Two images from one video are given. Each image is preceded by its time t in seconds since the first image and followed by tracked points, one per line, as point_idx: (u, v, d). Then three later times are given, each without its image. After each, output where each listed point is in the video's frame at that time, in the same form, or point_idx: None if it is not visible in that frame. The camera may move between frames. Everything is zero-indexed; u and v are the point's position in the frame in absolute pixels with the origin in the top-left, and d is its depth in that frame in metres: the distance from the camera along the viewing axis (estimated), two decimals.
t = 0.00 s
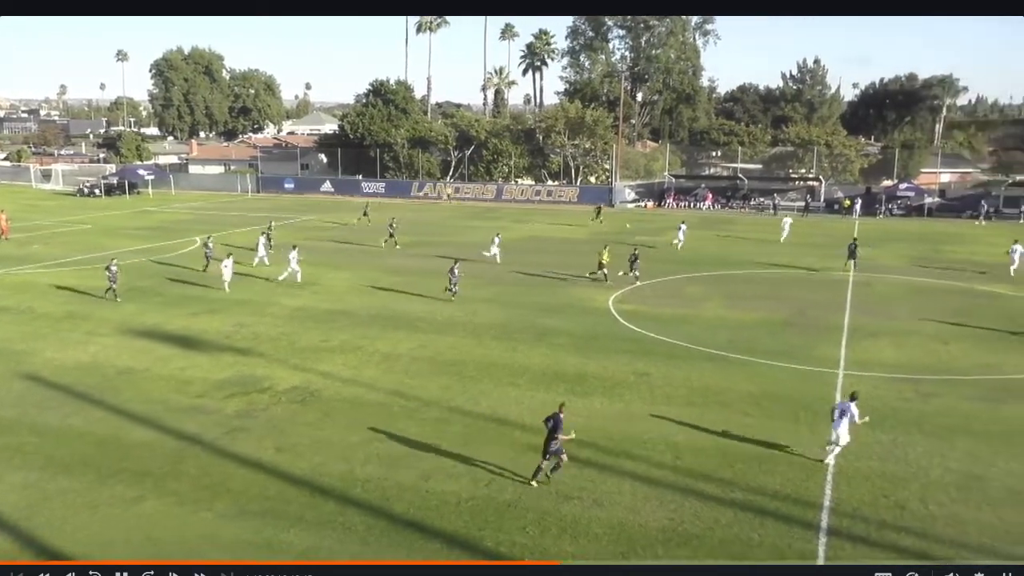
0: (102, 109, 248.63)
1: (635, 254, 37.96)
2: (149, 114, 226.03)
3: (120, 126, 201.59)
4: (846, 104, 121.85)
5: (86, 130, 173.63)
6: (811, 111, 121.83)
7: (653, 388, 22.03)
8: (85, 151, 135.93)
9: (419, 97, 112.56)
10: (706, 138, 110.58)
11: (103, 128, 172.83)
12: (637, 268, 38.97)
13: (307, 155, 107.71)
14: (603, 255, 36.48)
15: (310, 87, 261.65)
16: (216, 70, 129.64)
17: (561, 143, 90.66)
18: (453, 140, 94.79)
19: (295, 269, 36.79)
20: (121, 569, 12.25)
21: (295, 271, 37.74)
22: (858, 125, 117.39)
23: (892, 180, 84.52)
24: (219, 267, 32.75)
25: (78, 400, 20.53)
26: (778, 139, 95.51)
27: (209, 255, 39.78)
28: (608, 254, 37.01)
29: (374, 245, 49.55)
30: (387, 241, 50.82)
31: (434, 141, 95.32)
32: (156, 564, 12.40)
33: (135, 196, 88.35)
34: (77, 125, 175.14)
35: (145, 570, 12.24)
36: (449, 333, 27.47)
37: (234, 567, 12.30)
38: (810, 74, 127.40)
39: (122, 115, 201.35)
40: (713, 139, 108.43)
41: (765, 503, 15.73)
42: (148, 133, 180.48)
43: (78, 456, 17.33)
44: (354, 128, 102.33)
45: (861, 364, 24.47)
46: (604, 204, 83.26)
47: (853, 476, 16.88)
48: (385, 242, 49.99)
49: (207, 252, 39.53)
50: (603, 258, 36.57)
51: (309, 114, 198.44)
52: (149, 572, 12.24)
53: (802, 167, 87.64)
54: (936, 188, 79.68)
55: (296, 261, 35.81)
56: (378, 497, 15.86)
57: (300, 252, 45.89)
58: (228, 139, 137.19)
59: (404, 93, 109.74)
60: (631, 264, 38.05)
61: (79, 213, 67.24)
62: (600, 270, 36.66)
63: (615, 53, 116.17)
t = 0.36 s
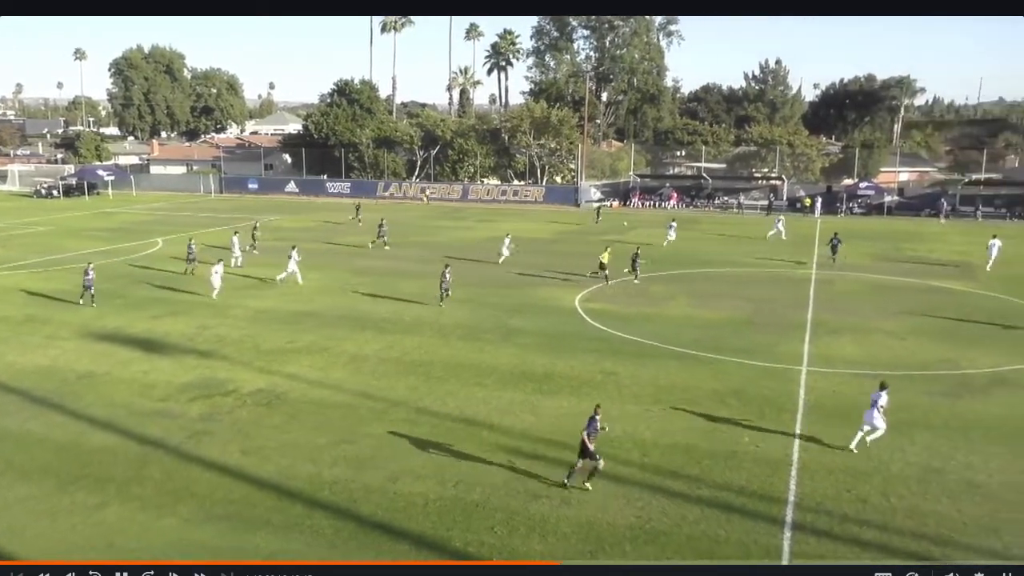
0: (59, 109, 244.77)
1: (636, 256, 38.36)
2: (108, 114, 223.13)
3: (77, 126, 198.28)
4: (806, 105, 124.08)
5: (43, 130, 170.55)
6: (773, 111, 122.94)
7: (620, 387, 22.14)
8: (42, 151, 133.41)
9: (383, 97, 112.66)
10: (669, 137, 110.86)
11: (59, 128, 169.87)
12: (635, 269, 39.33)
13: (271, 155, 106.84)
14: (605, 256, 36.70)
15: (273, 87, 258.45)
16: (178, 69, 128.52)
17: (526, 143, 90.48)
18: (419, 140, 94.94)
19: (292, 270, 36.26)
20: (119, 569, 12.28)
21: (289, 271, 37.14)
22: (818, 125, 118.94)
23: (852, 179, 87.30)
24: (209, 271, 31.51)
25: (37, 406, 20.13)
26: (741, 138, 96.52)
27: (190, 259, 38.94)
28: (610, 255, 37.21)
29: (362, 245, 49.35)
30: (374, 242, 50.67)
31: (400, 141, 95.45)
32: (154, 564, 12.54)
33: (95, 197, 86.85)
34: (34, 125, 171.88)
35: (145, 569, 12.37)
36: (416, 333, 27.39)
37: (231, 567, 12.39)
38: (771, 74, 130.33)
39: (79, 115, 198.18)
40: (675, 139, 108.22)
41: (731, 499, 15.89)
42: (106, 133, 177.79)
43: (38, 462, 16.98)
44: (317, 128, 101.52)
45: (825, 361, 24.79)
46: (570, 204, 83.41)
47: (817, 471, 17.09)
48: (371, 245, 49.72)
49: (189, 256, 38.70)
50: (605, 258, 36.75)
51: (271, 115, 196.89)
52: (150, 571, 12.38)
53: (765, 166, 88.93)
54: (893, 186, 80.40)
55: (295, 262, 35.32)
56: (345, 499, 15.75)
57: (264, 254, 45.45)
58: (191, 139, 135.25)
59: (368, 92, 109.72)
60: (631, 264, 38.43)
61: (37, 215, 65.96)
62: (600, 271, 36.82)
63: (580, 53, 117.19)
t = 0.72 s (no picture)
0: (21, 109, 240.31)
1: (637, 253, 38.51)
2: (72, 114, 220.17)
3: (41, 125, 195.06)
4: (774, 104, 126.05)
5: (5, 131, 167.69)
6: (742, 111, 125.24)
7: (592, 386, 22.23)
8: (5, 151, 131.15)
9: (353, 97, 112.40)
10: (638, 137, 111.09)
11: (22, 129, 167.17)
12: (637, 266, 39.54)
13: (240, 155, 105.95)
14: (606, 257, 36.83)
15: (242, 87, 256.01)
16: (144, 68, 126.48)
17: (497, 142, 90.54)
18: (390, 140, 94.50)
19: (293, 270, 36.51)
20: (121, 570, 12.22)
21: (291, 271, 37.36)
22: (785, 125, 120.06)
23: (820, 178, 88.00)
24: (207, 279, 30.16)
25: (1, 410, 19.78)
26: (712, 139, 97.58)
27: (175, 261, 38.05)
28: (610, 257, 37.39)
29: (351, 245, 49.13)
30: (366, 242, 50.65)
31: (370, 141, 94.88)
32: (155, 565, 12.44)
33: (62, 198, 85.42)
34: None
35: (145, 570, 12.25)
36: (388, 334, 27.27)
37: (233, 567, 12.21)
38: (741, 74, 130.79)
39: (43, 115, 195.43)
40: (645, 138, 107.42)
41: (703, 496, 16.00)
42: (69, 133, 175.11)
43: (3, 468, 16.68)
44: (287, 128, 101.33)
45: (794, 359, 25.04)
46: (542, 203, 83.70)
47: (786, 467, 17.29)
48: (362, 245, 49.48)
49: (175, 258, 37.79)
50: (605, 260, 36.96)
51: (239, 115, 195.04)
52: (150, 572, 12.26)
53: (735, 166, 89.81)
54: (860, 184, 80.46)
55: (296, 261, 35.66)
56: (318, 501, 15.66)
57: (234, 255, 45.01)
58: (158, 139, 133.44)
59: (338, 92, 108.87)
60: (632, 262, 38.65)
61: None
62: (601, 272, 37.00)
63: (550, 53, 116.92)
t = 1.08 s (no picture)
0: None
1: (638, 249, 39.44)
2: (23, 113, 215.15)
3: None
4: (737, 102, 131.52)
5: None
6: (702, 111, 125.97)
7: (556, 385, 22.33)
8: None
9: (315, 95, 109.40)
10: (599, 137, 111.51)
11: None
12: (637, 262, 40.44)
13: (199, 155, 104.76)
14: (608, 253, 37.61)
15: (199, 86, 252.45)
16: (99, 66, 124.09)
17: (460, 142, 90.09)
18: (351, 140, 93.95)
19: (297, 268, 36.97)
20: (121, 570, 12.54)
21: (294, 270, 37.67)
22: (746, 125, 126.82)
23: (779, 177, 90.58)
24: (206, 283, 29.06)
25: None
26: (672, 139, 98.69)
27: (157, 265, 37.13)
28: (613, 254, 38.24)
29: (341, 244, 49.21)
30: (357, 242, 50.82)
31: (332, 141, 94.62)
32: (154, 565, 12.88)
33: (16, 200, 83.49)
34: None
35: (146, 570, 12.69)
36: (352, 335, 27.09)
37: (233, 567, 12.71)
38: (701, 75, 132.96)
39: None
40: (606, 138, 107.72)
41: (667, 493, 16.15)
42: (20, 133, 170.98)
43: None
44: (248, 128, 100.30)
45: (755, 356, 25.35)
46: (504, 203, 84.31)
47: (748, 462, 17.50)
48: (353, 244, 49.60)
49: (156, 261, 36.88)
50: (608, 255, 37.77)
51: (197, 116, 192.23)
52: (150, 571, 12.70)
53: (695, 165, 90.19)
54: (818, 184, 81.26)
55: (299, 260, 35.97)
56: (281, 505, 15.49)
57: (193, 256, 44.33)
58: (114, 139, 131.41)
59: (300, 91, 106.63)
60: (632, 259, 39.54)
61: None
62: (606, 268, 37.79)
63: (512, 53, 118.63)
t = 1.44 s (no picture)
0: None
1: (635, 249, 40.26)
2: None
3: None
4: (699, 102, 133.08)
5: None
6: (667, 111, 127.22)
7: (524, 384, 22.37)
8: None
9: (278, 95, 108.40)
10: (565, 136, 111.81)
11: None
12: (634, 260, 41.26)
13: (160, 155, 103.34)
14: (609, 251, 38.09)
15: (159, 85, 248.90)
16: (56, 65, 120.90)
17: (426, 142, 89.89)
18: (316, 140, 93.29)
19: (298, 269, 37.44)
20: (121, 570, 12.55)
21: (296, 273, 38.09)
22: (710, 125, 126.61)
23: (742, 176, 91.40)
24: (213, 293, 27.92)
25: None
26: (637, 138, 99.42)
27: (139, 269, 36.34)
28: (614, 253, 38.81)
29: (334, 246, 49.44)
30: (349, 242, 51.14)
31: (296, 141, 94.06)
32: (153, 565, 12.86)
33: None
34: None
35: (145, 570, 12.70)
36: (319, 337, 26.89)
37: (233, 567, 12.69)
38: (664, 76, 133.02)
39: None
40: (571, 138, 107.83)
41: (634, 490, 16.25)
42: None
43: None
44: (211, 128, 98.78)
45: (721, 354, 25.57)
46: (471, 203, 84.17)
47: (714, 459, 17.68)
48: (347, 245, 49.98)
49: (139, 265, 36.09)
50: (608, 253, 38.32)
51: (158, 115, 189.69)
52: (149, 571, 12.70)
53: (660, 164, 91.11)
54: (781, 183, 82.34)
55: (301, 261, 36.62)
56: (248, 509, 15.33)
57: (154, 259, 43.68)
58: (72, 138, 129.42)
59: (263, 91, 105.36)
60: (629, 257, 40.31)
61: None
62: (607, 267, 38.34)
63: (477, 52, 119.94)
